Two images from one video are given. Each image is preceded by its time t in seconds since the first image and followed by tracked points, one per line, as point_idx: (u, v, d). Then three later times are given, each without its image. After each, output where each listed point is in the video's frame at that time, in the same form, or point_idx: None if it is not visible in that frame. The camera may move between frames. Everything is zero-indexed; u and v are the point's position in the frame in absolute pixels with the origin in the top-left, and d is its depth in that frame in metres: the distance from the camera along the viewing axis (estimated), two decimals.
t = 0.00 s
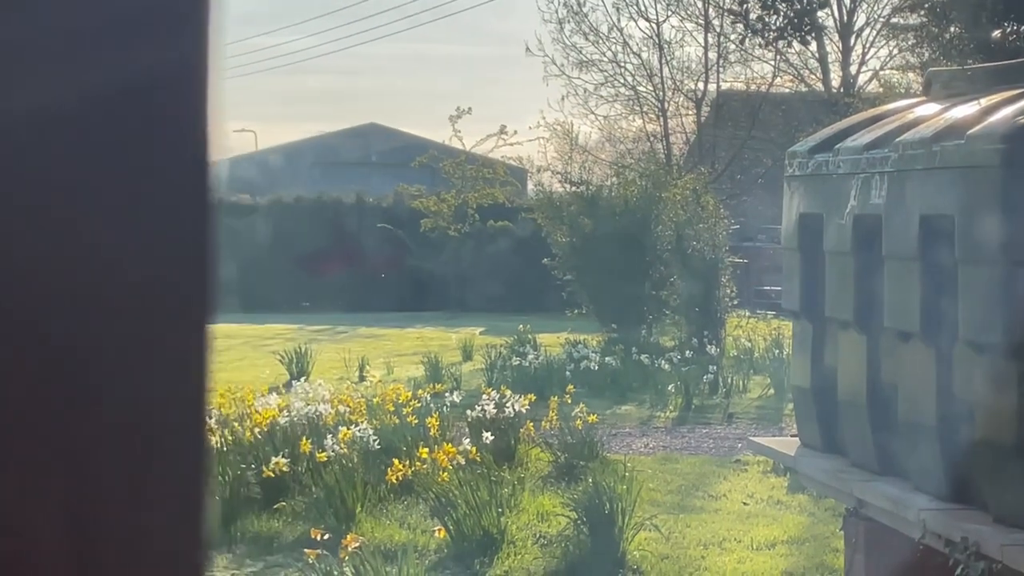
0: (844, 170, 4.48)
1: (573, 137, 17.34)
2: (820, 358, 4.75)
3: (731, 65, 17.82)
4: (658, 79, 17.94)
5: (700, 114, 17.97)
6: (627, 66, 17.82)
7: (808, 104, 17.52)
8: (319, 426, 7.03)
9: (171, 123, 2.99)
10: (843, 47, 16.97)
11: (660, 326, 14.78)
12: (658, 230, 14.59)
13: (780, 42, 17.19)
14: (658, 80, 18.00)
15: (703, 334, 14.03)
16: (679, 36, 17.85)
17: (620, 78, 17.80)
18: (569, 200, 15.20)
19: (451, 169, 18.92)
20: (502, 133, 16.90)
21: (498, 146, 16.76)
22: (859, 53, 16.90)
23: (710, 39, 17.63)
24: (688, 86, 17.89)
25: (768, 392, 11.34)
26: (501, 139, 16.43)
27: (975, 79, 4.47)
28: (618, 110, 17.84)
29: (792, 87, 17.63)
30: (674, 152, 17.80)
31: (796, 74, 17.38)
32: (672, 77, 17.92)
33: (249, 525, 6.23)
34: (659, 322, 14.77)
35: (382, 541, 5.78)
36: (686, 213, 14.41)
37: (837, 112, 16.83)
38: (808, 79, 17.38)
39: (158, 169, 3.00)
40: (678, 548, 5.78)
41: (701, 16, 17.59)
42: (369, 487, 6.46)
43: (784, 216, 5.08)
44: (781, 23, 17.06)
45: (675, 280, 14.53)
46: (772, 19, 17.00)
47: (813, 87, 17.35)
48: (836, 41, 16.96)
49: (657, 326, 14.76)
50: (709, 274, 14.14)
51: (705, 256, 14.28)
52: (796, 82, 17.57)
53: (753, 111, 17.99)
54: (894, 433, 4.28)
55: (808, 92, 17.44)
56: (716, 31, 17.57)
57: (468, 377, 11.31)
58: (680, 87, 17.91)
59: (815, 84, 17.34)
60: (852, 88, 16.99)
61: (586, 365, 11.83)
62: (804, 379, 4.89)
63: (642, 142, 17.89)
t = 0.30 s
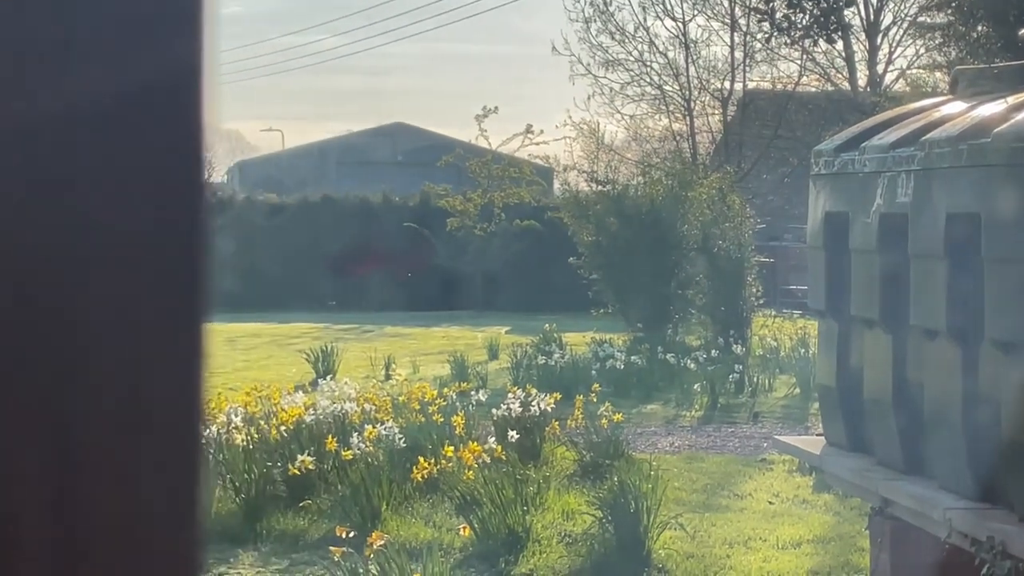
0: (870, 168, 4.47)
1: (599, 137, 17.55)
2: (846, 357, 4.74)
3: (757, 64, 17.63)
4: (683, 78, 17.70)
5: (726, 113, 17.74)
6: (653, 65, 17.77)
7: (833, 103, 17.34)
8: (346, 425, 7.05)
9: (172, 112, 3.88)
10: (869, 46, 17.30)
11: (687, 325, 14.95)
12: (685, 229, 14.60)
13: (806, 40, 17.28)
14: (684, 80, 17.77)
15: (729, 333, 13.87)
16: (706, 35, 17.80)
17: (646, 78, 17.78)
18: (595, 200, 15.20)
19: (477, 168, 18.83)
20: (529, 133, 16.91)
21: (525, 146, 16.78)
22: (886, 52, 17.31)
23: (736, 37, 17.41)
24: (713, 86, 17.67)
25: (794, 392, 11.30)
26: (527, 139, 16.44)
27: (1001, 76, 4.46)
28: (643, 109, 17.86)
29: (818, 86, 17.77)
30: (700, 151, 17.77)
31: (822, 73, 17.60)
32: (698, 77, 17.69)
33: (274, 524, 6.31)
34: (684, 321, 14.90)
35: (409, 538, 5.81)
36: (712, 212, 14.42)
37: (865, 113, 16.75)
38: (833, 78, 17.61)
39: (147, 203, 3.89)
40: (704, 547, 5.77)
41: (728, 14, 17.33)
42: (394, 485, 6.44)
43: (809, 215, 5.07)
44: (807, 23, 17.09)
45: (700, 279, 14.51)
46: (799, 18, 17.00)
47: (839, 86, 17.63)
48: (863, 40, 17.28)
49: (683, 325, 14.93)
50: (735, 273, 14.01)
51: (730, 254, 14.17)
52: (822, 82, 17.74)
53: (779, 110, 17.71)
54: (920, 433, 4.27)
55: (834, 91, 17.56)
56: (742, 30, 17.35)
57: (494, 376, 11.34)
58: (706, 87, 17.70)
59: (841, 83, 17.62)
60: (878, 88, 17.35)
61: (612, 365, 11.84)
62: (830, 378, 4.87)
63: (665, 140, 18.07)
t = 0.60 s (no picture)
0: (885, 169, 4.46)
1: (614, 138, 17.47)
2: (861, 358, 4.73)
3: (772, 66, 17.86)
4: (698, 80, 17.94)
5: (741, 114, 17.86)
6: (668, 67, 17.82)
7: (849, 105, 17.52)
8: (361, 425, 7.03)
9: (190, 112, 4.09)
10: (884, 47, 17.47)
11: (701, 326, 14.86)
12: (699, 231, 14.58)
13: (821, 41, 17.65)
14: (699, 81, 17.94)
15: (744, 335, 13.94)
16: (720, 36, 17.85)
17: (660, 79, 17.83)
18: (609, 201, 15.19)
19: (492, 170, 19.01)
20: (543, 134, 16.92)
21: (539, 147, 16.79)
22: (901, 52, 17.35)
23: (750, 39, 17.71)
24: (728, 87, 17.82)
25: (809, 393, 11.28)
26: (542, 140, 16.46)
27: (1017, 76, 4.45)
28: (658, 110, 17.90)
29: (833, 88, 17.86)
30: (715, 152, 17.61)
31: (837, 74, 17.72)
32: (713, 77, 17.85)
33: (288, 525, 6.36)
34: (699, 322, 14.78)
35: (424, 539, 5.82)
36: (726, 213, 14.42)
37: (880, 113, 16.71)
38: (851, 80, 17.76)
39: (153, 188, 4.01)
40: (719, 549, 5.76)
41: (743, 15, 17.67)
42: (408, 487, 6.43)
43: (824, 216, 5.06)
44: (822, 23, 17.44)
45: (715, 280, 14.51)
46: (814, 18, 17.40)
47: (854, 87, 17.73)
48: (878, 41, 17.46)
49: (697, 327, 14.83)
50: (750, 272, 14.04)
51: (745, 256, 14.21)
52: (837, 83, 17.84)
53: (794, 112, 17.82)
54: (936, 433, 4.26)
55: (850, 92, 17.69)
56: (757, 31, 17.65)
57: (509, 377, 11.36)
58: (721, 87, 17.82)
59: (856, 84, 17.72)
60: (892, 89, 17.36)
61: (626, 366, 11.83)
62: (845, 380, 4.86)
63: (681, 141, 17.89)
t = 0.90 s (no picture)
0: (887, 172, 4.46)
1: (615, 140, 17.45)
2: (862, 361, 4.73)
3: (774, 68, 17.81)
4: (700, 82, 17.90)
5: (742, 118, 17.92)
6: (669, 69, 17.86)
7: (851, 108, 17.50)
8: (363, 427, 7.05)
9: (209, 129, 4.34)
10: (886, 50, 17.26)
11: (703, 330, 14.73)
12: (701, 233, 14.57)
13: (823, 44, 17.49)
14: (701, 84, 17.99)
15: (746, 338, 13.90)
16: (722, 39, 17.86)
17: (662, 82, 17.89)
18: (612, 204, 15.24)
19: (494, 172, 18.92)
20: (545, 137, 16.91)
21: (541, 150, 16.78)
22: (903, 55, 17.13)
23: (753, 42, 17.66)
24: (730, 90, 17.85)
25: (810, 396, 11.28)
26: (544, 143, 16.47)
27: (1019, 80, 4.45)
28: (660, 113, 17.94)
29: (834, 90, 17.72)
30: (716, 156, 17.73)
31: (839, 77, 17.58)
32: (715, 81, 17.85)
33: (290, 527, 6.33)
34: (700, 325, 14.76)
35: (424, 541, 5.83)
36: (729, 216, 14.38)
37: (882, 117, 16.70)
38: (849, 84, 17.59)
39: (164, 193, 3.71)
40: (720, 551, 5.76)
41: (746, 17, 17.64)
42: (410, 489, 6.43)
43: (825, 218, 5.06)
44: (824, 26, 17.36)
45: (716, 282, 14.51)
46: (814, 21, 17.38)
47: (856, 90, 17.54)
48: (879, 44, 17.26)
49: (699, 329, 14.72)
50: (752, 275, 14.02)
51: (746, 259, 14.15)
52: (839, 86, 17.69)
53: (796, 114, 17.81)
54: (936, 436, 4.27)
55: (851, 95, 17.57)
56: (758, 34, 17.62)
57: (511, 380, 11.34)
58: (723, 91, 17.85)
59: (858, 87, 17.54)
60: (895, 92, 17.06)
61: (628, 369, 11.82)
62: (845, 382, 4.86)
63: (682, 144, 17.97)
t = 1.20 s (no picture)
0: (874, 178, 4.48)
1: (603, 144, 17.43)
2: (849, 366, 4.74)
3: (762, 74, 17.97)
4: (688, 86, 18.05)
5: (729, 123, 18.07)
6: (657, 74, 17.94)
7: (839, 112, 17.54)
8: (351, 431, 7.06)
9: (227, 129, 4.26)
10: (873, 56, 17.35)
11: (690, 334, 14.86)
12: (689, 238, 14.60)
13: (811, 50, 17.64)
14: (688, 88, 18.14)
15: (733, 343, 14.06)
16: (710, 44, 17.96)
17: (650, 86, 17.97)
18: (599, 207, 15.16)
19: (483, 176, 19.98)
20: (533, 141, 16.90)
21: (530, 154, 16.77)
22: (891, 61, 17.18)
23: (740, 47, 17.84)
24: (717, 95, 17.99)
25: (798, 401, 11.31)
26: (532, 147, 16.49)
27: (1005, 87, 4.48)
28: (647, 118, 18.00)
29: (821, 96, 17.91)
30: (704, 161, 17.94)
31: (826, 82, 17.75)
32: (702, 85, 18.00)
33: (277, 532, 6.30)
34: (688, 330, 14.85)
35: (412, 546, 5.83)
36: (716, 221, 14.48)
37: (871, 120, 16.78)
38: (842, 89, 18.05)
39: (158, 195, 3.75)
40: (708, 556, 5.77)
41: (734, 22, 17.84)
42: (399, 493, 6.41)
43: (813, 223, 5.07)
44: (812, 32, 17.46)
45: (704, 287, 14.59)
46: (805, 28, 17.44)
47: (843, 95, 17.69)
48: (867, 51, 17.38)
49: (687, 334, 14.84)
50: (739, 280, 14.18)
51: (734, 264, 14.34)
52: (825, 91, 17.87)
53: (784, 120, 18.04)
54: (921, 441, 4.29)
55: (837, 101, 17.61)
56: (746, 39, 17.83)
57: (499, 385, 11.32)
58: (710, 95, 17.98)
59: (845, 92, 17.69)
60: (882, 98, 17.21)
61: (616, 373, 11.83)
62: (832, 387, 4.88)
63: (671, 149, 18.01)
